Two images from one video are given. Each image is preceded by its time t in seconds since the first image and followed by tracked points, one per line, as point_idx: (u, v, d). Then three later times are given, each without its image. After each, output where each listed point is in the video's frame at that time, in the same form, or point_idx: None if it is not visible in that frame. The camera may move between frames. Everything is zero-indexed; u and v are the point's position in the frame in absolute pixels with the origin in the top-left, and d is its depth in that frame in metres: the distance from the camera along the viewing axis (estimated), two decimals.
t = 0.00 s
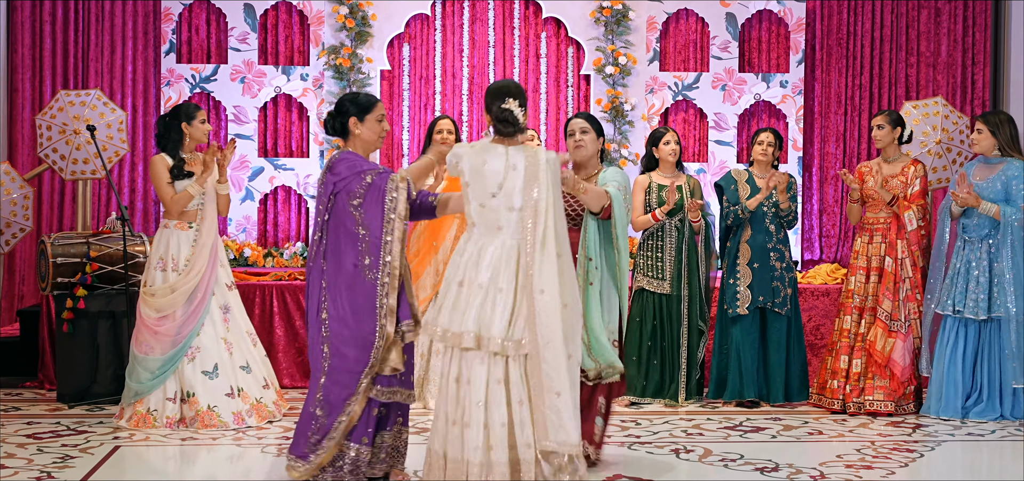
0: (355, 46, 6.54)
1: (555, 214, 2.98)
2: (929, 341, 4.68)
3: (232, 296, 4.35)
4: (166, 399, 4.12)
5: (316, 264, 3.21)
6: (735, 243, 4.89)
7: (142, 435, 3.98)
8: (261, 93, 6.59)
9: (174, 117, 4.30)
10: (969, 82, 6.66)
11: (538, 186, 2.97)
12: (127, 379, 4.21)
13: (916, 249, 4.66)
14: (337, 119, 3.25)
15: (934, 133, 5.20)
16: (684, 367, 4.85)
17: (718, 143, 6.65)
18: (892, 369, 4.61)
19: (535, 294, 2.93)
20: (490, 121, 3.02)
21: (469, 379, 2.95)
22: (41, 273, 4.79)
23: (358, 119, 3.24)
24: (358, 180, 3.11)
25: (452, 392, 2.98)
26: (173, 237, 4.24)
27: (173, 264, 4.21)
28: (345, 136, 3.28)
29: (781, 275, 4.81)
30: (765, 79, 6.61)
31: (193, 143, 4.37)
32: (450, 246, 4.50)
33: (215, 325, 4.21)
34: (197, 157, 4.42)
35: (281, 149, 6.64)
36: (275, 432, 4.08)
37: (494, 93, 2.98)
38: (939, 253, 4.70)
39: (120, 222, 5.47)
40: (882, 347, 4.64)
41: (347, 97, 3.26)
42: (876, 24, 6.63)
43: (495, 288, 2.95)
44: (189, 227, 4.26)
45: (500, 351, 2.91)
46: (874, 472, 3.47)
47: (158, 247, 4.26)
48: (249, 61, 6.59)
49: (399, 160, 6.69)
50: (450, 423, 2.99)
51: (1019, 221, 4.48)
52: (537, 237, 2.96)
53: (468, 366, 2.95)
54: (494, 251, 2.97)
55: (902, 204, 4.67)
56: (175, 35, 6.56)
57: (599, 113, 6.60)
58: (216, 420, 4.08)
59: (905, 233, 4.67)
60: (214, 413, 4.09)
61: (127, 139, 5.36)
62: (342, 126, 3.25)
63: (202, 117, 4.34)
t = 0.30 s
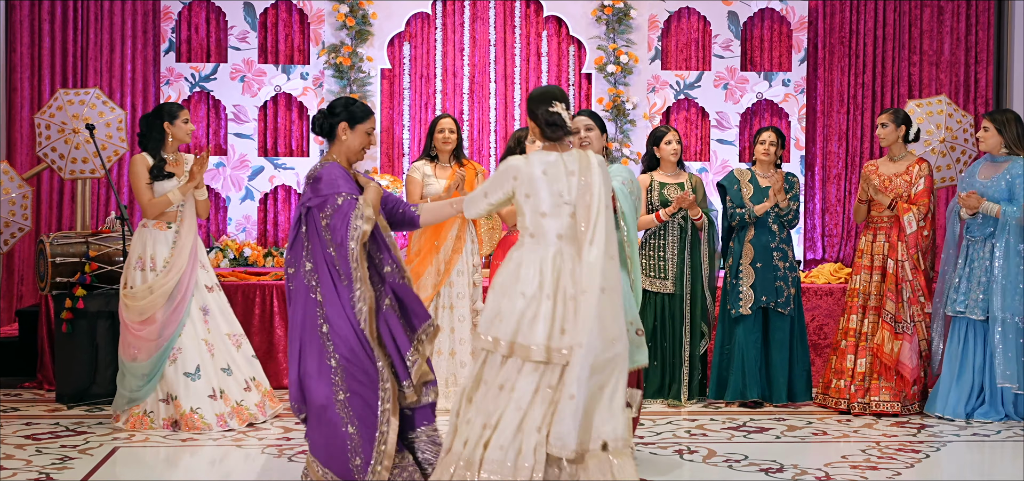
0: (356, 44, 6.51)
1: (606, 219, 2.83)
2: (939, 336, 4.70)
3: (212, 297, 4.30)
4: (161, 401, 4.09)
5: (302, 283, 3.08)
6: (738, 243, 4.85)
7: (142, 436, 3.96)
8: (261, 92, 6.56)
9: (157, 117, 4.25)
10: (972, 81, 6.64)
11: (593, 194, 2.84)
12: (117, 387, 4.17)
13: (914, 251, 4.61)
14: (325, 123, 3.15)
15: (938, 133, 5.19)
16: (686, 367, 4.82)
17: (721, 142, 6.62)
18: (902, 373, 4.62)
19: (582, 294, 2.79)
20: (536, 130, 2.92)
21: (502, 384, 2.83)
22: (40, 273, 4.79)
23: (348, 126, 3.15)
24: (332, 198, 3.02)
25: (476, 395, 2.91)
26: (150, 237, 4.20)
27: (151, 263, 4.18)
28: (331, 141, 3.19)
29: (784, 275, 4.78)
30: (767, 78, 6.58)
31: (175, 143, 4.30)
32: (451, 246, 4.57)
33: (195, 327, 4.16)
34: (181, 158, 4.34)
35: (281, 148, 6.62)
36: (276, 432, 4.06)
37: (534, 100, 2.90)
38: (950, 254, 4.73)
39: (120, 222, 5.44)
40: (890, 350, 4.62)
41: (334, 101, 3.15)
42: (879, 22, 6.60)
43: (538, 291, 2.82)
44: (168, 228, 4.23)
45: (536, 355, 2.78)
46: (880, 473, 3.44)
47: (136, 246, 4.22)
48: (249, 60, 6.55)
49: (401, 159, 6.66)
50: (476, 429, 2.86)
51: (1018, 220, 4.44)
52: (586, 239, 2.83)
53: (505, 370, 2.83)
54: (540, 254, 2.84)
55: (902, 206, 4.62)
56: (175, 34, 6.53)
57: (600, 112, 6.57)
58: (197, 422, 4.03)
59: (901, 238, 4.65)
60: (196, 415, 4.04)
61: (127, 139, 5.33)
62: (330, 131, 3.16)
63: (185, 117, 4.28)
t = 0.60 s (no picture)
0: (356, 44, 6.49)
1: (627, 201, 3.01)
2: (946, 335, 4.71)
3: (201, 299, 4.20)
4: (149, 404, 4.04)
5: (326, 262, 3.07)
6: (742, 244, 4.81)
7: (139, 439, 3.93)
8: (261, 92, 6.53)
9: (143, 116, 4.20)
10: (975, 81, 6.61)
11: (617, 169, 3.02)
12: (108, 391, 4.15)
13: (913, 249, 4.56)
14: (336, 111, 3.15)
15: (942, 133, 5.17)
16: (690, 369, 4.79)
17: (723, 143, 6.60)
18: (898, 372, 4.56)
19: (619, 270, 2.98)
20: (559, 102, 3.10)
21: (544, 356, 3.03)
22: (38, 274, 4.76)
23: (360, 110, 3.16)
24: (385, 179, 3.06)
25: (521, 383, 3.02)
26: (138, 238, 4.13)
27: (138, 265, 4.11)
28: (344, 128, 3.19)
29: (788, 276, 4.75)
30: (769, 78, 6.57)
31: (162, 143, 4.25)
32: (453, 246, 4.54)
33: (178, 330, 4.08)
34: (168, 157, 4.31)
35: (281, 148, 6.59)
36: (274, 434, 4.03)
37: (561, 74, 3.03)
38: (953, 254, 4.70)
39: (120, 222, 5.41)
40: (885, 349, 4.58)
41: (343, 88, 3.15)
42: (883, 22, 6.57)
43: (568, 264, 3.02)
44: (156, 228, 4.15)
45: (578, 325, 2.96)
46: (886, 476, 3.41)
47: (124, 248, 4.17)
48: (249, 60, 6.53)
49: (402, 160, 6.62)
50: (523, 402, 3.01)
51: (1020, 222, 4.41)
52: (612, 216, 3.00)
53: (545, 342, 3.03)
54: (569, 229, 3.03)
55: (899, 205, 4.59)
56: (175, 34, 6.50)
57: (602, 112, 6.53)
58: (174, 427, 3.97)
59: (900, 238, 4.61)
60: (174, 419, 3.98)
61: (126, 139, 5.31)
62: (342, 118, 3.16)
63: (172, 116, 4.24)
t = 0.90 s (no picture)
0: (358, 43, 6.47)
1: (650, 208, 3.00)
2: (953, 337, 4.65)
3: (200, 300, 4.17)
4: (149, 404, 4.01)
5: (344, 269, 2.95)
6: (745, 244, 4.78)
7: (140, 440, 3.90)
8: (262, 92, 6.51)
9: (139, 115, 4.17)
10: (979, 80, 6.58)
11: (636, 192, 3.00)
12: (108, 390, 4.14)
13: (909, 251, 4.55)
14: (352, 119, 3.04)
15: (946, 132, 5.15)
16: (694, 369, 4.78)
17: (725, 142, 6.57)
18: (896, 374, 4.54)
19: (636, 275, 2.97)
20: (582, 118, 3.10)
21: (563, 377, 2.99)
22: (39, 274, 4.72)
23: (377, 114, 3.04)
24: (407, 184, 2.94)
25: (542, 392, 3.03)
26: (136, 238, 4.13)
27: (137, 265, 4.11)
28: (363, 135, 3.07)
29: (792, 275, 4.72)
30: (773, 77, 6.54)
31: (160, 141, 4.21)
32: (455, 245, 4.55)
33: (177, 330, 4.05)
34: (165, 155, 4.28)
35: (282, 148, 6.56)
36: (276, 435, 4.00)
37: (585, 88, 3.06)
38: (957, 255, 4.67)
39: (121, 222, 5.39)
40: (880, 351, 4.57)
41: (355, 94, 3.04)
42: (886, 21, 6.55)
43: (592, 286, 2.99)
44: (155, 228, 4.15)
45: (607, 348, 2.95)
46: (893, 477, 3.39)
47: (123, 248, 4.16)
48: (250, 59, 6.50)
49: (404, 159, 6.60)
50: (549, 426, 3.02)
51: (1020, 223, 4.40)
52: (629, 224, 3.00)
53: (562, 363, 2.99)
54: (588, 251, 3.01)
55: (898, 204, 4.59)
56: (176, 33, 6.48)
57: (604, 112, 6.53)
58: (174, 427, 3.95)
59: (897, 238, 4.60)
60: (172, 419, 3.96)
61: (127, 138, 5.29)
62: (359, 124, 3.04)
63: (168, 115, 4.21)
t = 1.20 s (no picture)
0: (359, 43, 6.45)
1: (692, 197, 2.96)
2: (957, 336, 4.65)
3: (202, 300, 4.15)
4: (151, 405, 3.99)
5: (355, 280, 2.90)
6: (749, 243, 4.78)
7: (141, 441, 3.88)
8: (263, 91, 6.49)
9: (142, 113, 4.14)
10: (982, 80, 6.56)
11: (681, 182, 2.96)
12: (111, 390, 4.10)
13: (908, 250, 4.53)
14: (355, 121, 2.98)
15: (951, 131, 5.13)
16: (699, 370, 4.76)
17: (728, 142, 6.57)
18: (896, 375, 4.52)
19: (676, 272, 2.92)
20: (618, 116, 3.00)
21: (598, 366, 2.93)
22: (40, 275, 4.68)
23: (383, 118, 2.99)
24: (394, 196, 2.86)
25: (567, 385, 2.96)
26: (143, 238, 4.09)
27: (144, 264, 4.07)
28: (366, 139, 3.01)
29: (796, 275, 4.71)
30: (775, 77, 6.53)
31: (164, 140, 4.19)
32: (458, 245, 4.51)
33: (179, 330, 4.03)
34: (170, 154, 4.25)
35: (283, 147, 6.54)
36: (278, 436, 3.99)
37: (611, 91, 2.99)
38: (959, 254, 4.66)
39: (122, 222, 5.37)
40: (881, 351, 4.55)
41: (359, 96, 2.98)
42: (889, 20, 6.54)
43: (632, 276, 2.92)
44: (162, 227, 4.10)
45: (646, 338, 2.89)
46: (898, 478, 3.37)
47: (130, 247, 4.13)
48: (251, 59, 6.48)
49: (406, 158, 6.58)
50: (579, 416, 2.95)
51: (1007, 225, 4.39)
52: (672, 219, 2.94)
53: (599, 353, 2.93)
54: (635, 242, 2.94)
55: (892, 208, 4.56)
56: (177, 32, 6.48)
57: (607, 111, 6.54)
58: (176, 427, 3.92)
59: (896, 237, 4.59)
60: (174, 420, 3.93)
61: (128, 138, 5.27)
62: (364, 126, 2.99)
63: (173, 112, 4.18)
